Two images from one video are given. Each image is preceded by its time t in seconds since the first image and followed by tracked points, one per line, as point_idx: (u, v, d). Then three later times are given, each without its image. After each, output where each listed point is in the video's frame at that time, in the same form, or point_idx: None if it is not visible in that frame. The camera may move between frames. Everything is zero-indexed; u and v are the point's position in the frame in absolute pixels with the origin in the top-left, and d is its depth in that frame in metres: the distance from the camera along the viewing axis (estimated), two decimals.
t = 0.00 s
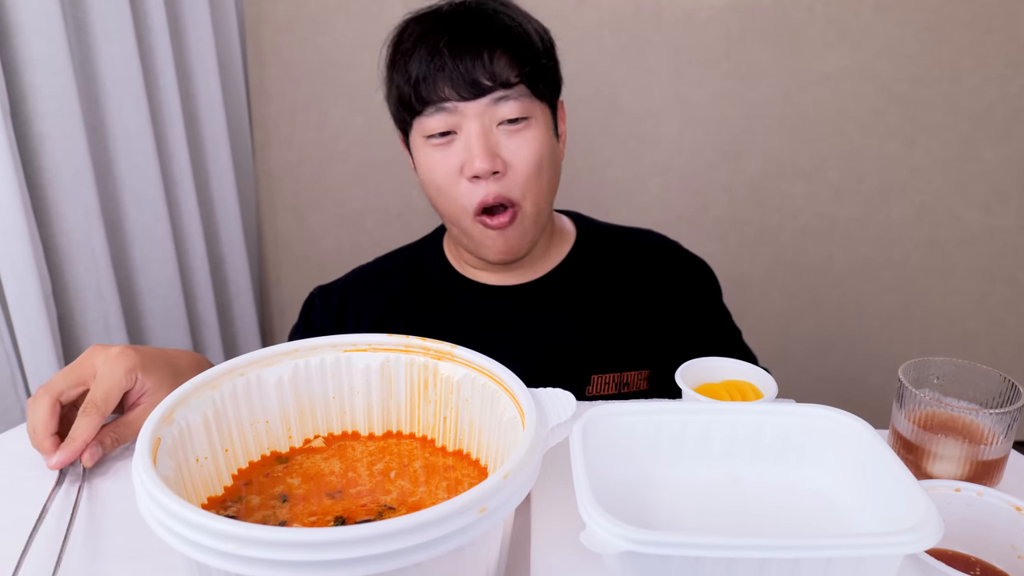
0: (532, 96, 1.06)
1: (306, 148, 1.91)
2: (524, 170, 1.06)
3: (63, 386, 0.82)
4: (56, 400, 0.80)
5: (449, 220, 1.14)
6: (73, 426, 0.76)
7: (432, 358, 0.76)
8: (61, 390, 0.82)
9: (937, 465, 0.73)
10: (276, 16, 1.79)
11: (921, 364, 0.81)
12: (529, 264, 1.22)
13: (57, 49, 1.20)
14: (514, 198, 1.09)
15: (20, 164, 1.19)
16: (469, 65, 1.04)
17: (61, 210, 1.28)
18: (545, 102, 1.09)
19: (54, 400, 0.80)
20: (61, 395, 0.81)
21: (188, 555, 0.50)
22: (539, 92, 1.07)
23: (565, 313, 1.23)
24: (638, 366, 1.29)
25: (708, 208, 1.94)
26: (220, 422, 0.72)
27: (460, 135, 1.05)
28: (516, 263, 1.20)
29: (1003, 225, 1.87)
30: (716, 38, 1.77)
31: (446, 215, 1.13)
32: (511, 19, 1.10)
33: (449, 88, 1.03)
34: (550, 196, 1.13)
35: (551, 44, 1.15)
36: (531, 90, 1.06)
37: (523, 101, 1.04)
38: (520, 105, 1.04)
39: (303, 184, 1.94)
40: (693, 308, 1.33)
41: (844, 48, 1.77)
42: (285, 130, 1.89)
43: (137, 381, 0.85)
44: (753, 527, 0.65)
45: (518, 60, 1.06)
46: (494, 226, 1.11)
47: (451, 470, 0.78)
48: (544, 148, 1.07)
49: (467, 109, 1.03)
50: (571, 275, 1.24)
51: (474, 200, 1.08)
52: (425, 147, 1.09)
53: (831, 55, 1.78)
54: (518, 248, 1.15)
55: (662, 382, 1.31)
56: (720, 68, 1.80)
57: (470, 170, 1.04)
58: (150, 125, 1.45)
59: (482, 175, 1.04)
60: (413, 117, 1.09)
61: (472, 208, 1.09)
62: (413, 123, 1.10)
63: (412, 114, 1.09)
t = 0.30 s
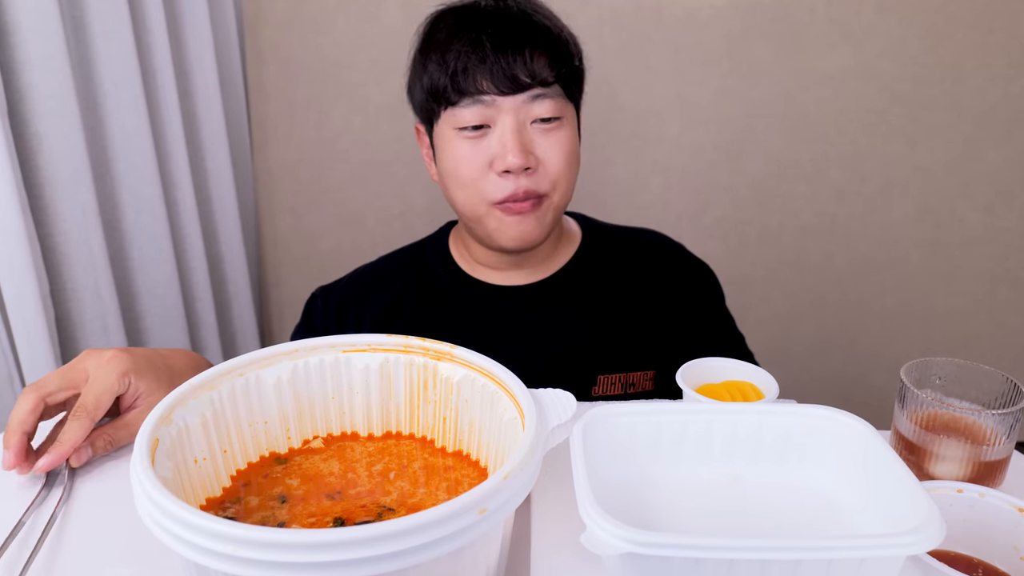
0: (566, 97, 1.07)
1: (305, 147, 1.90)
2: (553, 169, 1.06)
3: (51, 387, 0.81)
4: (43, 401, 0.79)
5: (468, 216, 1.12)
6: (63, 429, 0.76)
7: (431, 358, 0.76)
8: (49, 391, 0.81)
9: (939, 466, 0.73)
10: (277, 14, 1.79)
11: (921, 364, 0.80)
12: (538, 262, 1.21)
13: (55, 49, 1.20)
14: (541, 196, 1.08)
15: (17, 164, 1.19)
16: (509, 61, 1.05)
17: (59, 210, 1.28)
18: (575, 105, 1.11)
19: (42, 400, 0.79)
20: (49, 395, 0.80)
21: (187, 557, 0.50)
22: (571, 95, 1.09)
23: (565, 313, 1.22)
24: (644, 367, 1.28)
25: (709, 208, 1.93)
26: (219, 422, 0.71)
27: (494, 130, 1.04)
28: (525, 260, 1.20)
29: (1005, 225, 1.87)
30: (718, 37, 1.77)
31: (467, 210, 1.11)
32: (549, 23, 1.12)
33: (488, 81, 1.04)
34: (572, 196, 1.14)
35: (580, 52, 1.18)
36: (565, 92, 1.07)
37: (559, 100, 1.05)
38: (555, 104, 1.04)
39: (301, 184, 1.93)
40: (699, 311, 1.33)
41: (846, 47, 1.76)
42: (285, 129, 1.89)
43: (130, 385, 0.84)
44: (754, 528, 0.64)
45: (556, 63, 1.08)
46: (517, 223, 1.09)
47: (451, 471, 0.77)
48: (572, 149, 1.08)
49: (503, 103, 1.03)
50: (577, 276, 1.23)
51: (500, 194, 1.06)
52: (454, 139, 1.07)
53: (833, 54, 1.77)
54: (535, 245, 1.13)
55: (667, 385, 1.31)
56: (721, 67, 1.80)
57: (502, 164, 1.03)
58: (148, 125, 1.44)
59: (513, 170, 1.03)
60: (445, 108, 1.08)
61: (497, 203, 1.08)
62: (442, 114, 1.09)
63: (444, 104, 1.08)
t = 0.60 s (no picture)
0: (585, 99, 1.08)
1: (303, 146, 1.90)
2: (568, 169, 1.06)
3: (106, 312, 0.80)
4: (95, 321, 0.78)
5: (479, 211, 1.11)
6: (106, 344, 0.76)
7: (430, 359, 0.75)
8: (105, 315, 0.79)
9: (941, 466, 0.73)
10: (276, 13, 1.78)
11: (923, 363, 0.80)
12: (541, 265, 1.21)
13: (53, 47, 1.20)
14: (553, 196, 1.08)
15: (14, 163, 1.18)
16: (534, 58, 1.05)
17: (56, 209, 1.27)
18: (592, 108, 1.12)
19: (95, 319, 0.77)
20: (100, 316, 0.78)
21: (185, 558, 0.49)
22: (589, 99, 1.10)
23: (565, 314, 1.22)
24: (645, 369, 1.27)
25: (710, 207, 1.93)
26: (218, 422, 0.71)
27: (514, 124, 1.04)
28: (529, 263, 1.20)
29: (1007, 224, 1.87)
30: (718, 35, 1.77)
31: (478, 205, 1.10)
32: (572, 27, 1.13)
33: (513, 75, 1.04)
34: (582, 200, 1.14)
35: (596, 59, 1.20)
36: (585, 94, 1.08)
37: (579, 100, 1.05)
38: (575, 104, 1.05)
39: (300, 184, 1.93)
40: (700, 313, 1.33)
41: (847, 46, 1.76)
42: (284, 128, 1.88)
43: (172, 328, 0.84)
44: (755, 529, 0.64)
45: (578, 65, 1.09)
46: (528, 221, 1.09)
47: (451, 472, 0.77)
48: (587, 151, 1.08)
49: (525, 98, 1.03)
50: (577, 278, 1.23)
51: (515, 191, 1.06)
52: (472, 131, 1.06)
53: (834, 53, 1.77)
54: (543, 247, 1.13)
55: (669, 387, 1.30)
56: (722, 66, 1.79)
57: (519, 160, 1.03)
58: (146, 124, 1.44)
59: (529, 166, 1.03)
60: (465, 100, 1.07)
61: (510, 199, 1.07)
62: (462, 105, 1.08)
63: (465, 96, 1.07)
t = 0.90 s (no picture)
0: (578, 94, 1.09)
1: (303, 145, 1.89)
2: (561, 162, 1.06)
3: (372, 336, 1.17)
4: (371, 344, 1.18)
5: (474, 206, 1.12)
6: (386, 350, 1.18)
7: (430, 359, 0.75)
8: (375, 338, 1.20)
9: (944, 467, 0.72)
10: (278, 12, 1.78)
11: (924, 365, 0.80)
12: (539, 269, 1.21)
13: (51, 47, 1.19)
14: (547, 189, 1.08)
15: (11, 163, 1.18)
16: (526, 51, 1.07)
17: (54, 209, 1.27)
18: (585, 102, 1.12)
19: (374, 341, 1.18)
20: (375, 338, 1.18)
21: (183, 560, 0.49)
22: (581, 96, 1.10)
23: (564, 316, 1.22)
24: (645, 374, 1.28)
25: (710, 207, 1.92)
26: (216, 423, 0.71)
27: (505, 116, 1.05)
28: (527, 266, 1.19)
29: (1010, 223, 1.86)
30: (720, 34, 1.76)
31: (472, 198, 1.12)
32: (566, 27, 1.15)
33: (505, 67, 1.05)
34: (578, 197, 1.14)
35: (591, 57, 1.21)
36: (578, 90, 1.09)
37: (571, 94, 1.07)
38: (567, 97, 1.06)
39: (298, 183, 1.93)
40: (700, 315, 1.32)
41: (849, 44, 1.76)
42: (284, 127, 1.88)
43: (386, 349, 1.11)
44: (758, 531, 0.63)
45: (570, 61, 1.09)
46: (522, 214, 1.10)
47: (450, 473, 0.77)
48: (581, 146, 1.09)
49: (517, 90, 1.05)
50: (575, 282, 1.23)
51: (508, 183, 1.08)
52: (465, 124, 1.08)
53: (835, 51, 1.77)
54: (540, 245, 1.14)
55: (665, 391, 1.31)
56: (723, 65, 1.79)
57: (510, 151, 1.05)
58: (144, 124, 1.44)
59: (521, 157, 1.05)
60: (458, 94, 1.10)
61: (504, 192, 1.09)
62: (457, 98, 1.10)
63: (458, 91, 1.10)
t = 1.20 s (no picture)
0: (541, 86, 1.09)
1: (302, 145, 1.89)
2: (531, 154, 1.05)
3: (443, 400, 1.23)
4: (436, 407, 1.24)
5: (451, 210, 1.10)
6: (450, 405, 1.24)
7: (430, 359, 0.74)
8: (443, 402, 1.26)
9: (945, 467, 0.72)
10: (277, 11, 1.78)
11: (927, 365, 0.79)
12: (528, 272, 1.21)
13: (49, 46, 1.19)
14: (521, 183, 1.07)
15: (8, 162, 1.18)
16: (483, 50, 1.07)
17: (52, 208, 1.26)
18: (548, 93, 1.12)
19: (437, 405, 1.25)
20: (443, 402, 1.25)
21: (180, 560, 0.48)
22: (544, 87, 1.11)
23: (563, 316, 1.22)
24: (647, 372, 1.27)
25: (711, 207, 1.92)
26: (214, 424, 0.70)
27: (471, 116, 1.05)
28: (514, 268, 1.19)
29: (1013, 223, 1.85)
30: (721, 33, 1.76)
31: (447, 202, 1.10)
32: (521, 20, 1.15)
33: (463, 67, 1.06)
34: (555, 190, 1.12)
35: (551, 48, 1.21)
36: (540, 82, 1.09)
37: (533, 87, 1.07)
38: (530, 90, 1.06)
39: (297, 183, 1.92)
40: (707, 311, 1.30)
41: (850, 43, 1.75)
42: (282, 127, 1.88)
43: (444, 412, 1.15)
44: (760, 532, 0.63)
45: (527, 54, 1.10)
46: (500, 212, 1.07)
47: (450, 474, 0.76)
48: (550, 137, 1.07)
49: (478, 89, 1.05)
50: (569, 284, 1.23)
51: (481, 181, 1.06)
52: (432, 129, 1.08)
53: (837, 50, 1.76)
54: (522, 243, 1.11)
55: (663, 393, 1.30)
56: (724, 64, 1.79)
57: (479, 148, 1.03)
58: (143, 123, 1.43)
59: (490, 153, 1.03)
60: (423, 101, 1.10)
61: (478, 191, 1.07)
62: (421, 106, 1.11)
63: (421, 99, 1.10)
